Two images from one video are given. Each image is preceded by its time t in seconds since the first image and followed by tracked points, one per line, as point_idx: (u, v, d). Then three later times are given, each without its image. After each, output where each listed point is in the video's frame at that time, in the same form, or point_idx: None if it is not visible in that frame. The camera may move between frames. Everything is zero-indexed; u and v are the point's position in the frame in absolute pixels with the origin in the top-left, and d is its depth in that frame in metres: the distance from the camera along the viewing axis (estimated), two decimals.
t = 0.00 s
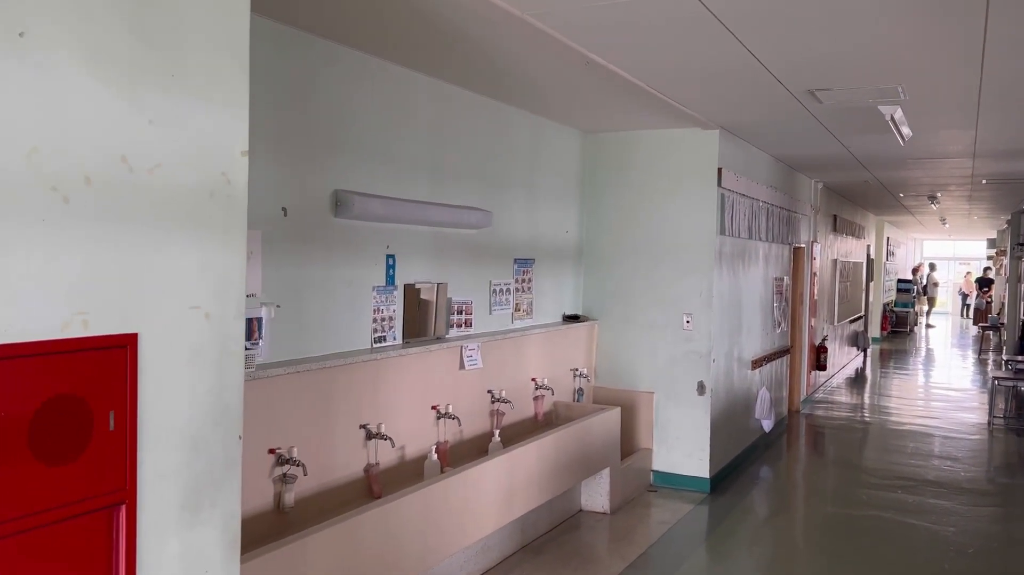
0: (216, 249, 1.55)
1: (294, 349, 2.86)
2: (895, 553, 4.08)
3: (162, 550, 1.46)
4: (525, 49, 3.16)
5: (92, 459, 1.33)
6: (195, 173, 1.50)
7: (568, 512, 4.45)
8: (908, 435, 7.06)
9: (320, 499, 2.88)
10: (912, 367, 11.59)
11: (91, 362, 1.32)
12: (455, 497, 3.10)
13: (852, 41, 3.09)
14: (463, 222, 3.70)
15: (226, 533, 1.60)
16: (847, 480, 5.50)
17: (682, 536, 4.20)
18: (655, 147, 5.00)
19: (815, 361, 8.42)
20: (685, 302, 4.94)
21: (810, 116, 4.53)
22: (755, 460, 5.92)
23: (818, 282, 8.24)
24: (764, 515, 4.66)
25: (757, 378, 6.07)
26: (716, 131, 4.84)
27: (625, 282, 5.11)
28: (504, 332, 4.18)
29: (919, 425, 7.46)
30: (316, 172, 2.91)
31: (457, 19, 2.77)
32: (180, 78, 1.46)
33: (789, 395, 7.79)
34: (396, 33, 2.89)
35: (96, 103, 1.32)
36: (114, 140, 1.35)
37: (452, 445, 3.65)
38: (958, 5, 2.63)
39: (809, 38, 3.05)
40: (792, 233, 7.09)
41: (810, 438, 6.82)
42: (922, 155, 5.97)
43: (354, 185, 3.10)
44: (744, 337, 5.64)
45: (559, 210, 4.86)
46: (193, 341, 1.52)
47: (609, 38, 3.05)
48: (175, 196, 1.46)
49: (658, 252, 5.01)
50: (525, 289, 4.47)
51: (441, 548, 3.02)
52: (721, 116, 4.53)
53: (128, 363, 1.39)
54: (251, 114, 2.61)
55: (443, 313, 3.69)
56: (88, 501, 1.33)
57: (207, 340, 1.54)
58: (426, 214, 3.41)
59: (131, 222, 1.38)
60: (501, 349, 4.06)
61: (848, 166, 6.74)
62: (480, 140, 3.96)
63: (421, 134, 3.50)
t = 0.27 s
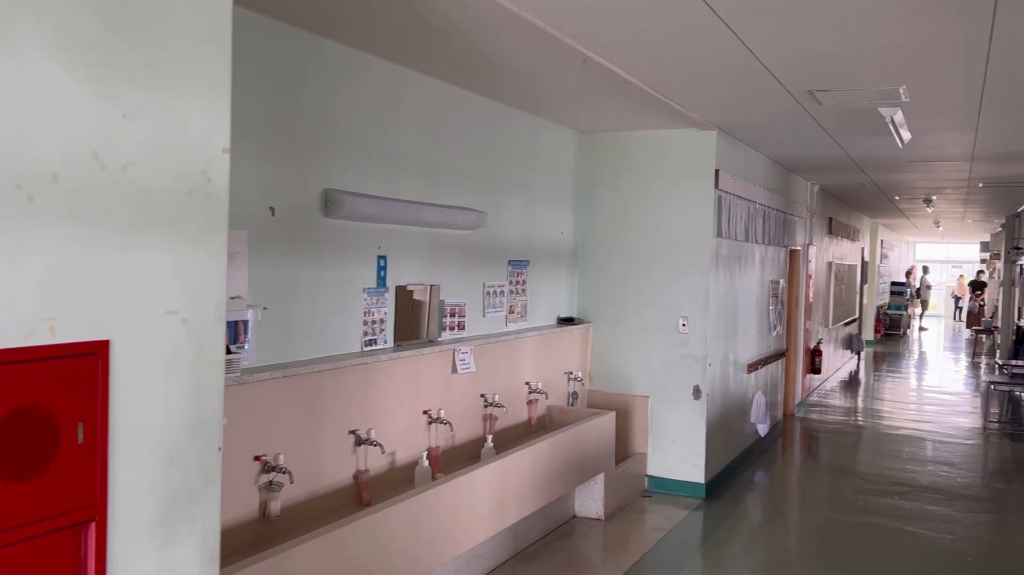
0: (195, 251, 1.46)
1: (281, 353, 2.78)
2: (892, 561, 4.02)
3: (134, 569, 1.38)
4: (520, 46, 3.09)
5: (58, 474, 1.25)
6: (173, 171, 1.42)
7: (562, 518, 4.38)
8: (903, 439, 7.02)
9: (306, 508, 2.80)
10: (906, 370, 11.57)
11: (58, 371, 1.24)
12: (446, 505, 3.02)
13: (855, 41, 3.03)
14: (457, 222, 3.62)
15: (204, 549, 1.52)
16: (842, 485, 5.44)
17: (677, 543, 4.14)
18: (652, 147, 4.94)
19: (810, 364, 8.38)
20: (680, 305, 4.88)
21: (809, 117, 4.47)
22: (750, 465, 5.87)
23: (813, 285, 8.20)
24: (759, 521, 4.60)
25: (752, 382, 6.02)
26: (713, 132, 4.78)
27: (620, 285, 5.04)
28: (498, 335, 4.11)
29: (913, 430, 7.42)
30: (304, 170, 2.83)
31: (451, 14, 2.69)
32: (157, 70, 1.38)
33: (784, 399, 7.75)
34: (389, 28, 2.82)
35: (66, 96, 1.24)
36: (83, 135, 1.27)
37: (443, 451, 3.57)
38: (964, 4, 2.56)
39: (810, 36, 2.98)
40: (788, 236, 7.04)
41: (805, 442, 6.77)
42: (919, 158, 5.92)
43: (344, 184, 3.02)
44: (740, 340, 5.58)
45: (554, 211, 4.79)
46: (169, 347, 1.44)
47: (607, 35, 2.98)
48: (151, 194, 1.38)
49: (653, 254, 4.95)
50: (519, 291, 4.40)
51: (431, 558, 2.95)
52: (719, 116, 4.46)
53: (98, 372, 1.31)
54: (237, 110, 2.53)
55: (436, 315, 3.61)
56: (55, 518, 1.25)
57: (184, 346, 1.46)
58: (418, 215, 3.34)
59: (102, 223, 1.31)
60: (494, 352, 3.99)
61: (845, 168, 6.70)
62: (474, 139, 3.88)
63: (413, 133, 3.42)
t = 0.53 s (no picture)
0: (174, 248, 1.39)
1: (266, 354, 2.71)
2: (884, 567, 3.99)
3: None
4: (512, 42, 3.03)
5: (25, 481, 1.17)
6: (150, 163, 1.34)
7: (551, 522, 4.33)
8: (892, 443, 7.02)
9: (291, 512, 2.73)
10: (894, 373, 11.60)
11: (26, 372, 1.17)
12: (434, 510, 2.96)
13: (852, 42, 3.00)
14: (447, 222, 3.57)
15: (183, 560, 1.43)
16: (833, 489, 5.42)
17: (667, 548, 4.09)
18: (643, 148, 4.90)
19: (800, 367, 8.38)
20: (671, 307, 4.84)
21: (803, 119, 4.44)
22: (740, 468, 5.84)
23: (803, 288, 8.20)
24: (751, 525, 4.57)
25: (743, 385, 5.99)
26: (706, 133, 4.74)
27: (611, 286, 5.00)
28: (487, 336, 4.06)
29: (903, 434, 7.42)
30: (291, 166, 2.76)
31: (443, 8, 2.63)
32: (133, 57, 1.31)
33: (774, 401, 7.73)
34: (379, 23, 2.76)
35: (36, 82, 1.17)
36: (52, 123, 1.20)
37: (432, 454, 3.51)
38: (965, 4, 2.52)
39: (807, 36, 2.94)
40: (779, 238, 7.03)
41: (795, 445, 6.76)
42: (911, 161, 5.91)
43: (331, 182, 2.96)
44: (731, 342, 5.55)
45: (545, 212, 4.74)
46: (146, 348, 1.36)
47: (602, 32, 2.93)
48: (127, 186, 1.31)
49: (645, 256, 4.91)
50: (509, 291, 4.35)
51: (418, 564, 2.88)
52: (713, 117, 4.43)
53: (68, 373, 1.23)
54: (221, 103, 2.46)
55: (425, 316, 3.56)
56: (20, 528, 1.17)
57: (163, 347, 1.38)
58: (408, 213, 3.28)
59: (73, 216, 1.23)
60: (484, 354, 3.93)
61: (836, 171, 6.69)
62: (464, 138, 3.83)
63: (403, 130, 3.36)
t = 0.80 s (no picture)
0: (152, 244, 1.34)
1: (247, 354, 2.67)
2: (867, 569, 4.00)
3: None
4: (498, 40, 3.00)
5: None
6: (127, 158, 1.30)
7: (535, 524, 4.32)
8: (875, 445, 7.06)
9: (271, 515, 2.69)
10: (877, 376, 11.70)
11: None
12: (416, 512, 2.93)
13: (837, 46, 3.01)
14: (431, 222, 3.54)
15: (159, 564, 1.39)
16: (816, 491, 5.44)
17: (651, 550, 4.08)
18: (629, 149, 4.90)
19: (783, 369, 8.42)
20: (656, 308, 4.84)
21: (788, 121, 4.45)
22: (725, 470, 5.85)
23: (787, 290, 8.24)
24: (734, 527, 4.57)
25: (727, 387, 6.01)
26: (692, 135, 4.75)
27: (596, 287, 4.99)
28: (472, 337, 4.03)
29: (885, 436, 7.46)
30: (272, 165, 2.73)
31: (427, 5, 2.61)
32: (108, 50, 1.27)
33: (758, 403, 7.76)
34: (363, 20, 2.73)
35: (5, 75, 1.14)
36: (23, 117, 1.17)
37: (415, 456, 3.48)
38: (950, 9, 2.53)
39: (793, 39, 2.94)
40: (764, 240, 7.06)
41: (779, 447, 6.78)
42: (894, 164, 5.95)
43: (313, 180, 2.92)
44: (715, 344, 5.56)
45: (531, 213, 4.73)
46: (121, 348, 1.32)
47: (588, 32, 2.92)
48: (102, 182, 1.27)
49: (631, 257, 4.90)
50: (494, 292, 4.33)
51: (400, 567, 2.85)
52: (698, 119, 4.43)
53: (39, 374, 1.19)
54: (200, 99, 2.42)
55: (409, 316, 3.53)
56: None
57: (138, 348, 1.34)
58: (392, 213, 3.25)
59: (44, 212, 1.20)
60: (468, 355, 3.91)
61: (821, 174, 6.72)
62: (449, 137, 3.81)
63: (386, 129, 3.33)
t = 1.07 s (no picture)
0: (132, 244, 1.32)
1: (229, 355, 2.64)
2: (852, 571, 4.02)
3: None
4: (486, 39, 2.99)
5: None
6: (108, 156, 1.28)
7: (520, 526, 4.31)
8: (857, 447, 7.11)
9: (252, 518, 2.66)
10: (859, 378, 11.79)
11: None
12: (399, 515, 2.91)
13: (823, 50, 3.03)
14: (417, 222, 3.52)
15: (137, 568, 1.36)
16: (800, 493, 5.47)
17: (636, 552, 4.09)
18: (616, 151, 4.90)
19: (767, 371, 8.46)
20: (642, 310, 4.85)
21: (774, 125, 4.48)
22: (709, 472, 5.87)
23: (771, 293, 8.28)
24: (718, 529, 4.58)
25: (712, 389, 6.03)
26: (678, 137, 4.76)
27: (582, 289, 4.99)
28: (457, 338, 4.02)
29: (868, 438, 7.52)
30: (256, 164, 2.70)
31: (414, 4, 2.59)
32: (91, 43, 1.25)
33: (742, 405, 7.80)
34: (349, 18, 2.71)
35: None
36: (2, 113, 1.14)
37: (399, 458, 3.46)
38: (934, 14, 2.55)
39: (780, 42, 2.95)
40: (749, 243, 7.09)
41: (763, 449, 6.82)
42: (878, 168, 6.00)
43: (298, 180, 2.90)
44: (700, 346, 5.57)
45: (517, 214, 4.72)
46: (99, 349, 1.29)
47: (576, 33, 2.92)
48: (81, 180, 1.25)
49: (617, 259, 4.91)
50: (480, 294, 4.31)
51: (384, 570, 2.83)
52: (685, 121, 4.45)
53: (15, 375, 1.17)
54: (183, 97, 2.39)
55: (394, 317, 3.50)
56: None
57: (117, 349, 1.32)
58: (377, 213, 3.23)
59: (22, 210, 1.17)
60: (453, 356, 3.89)
61: (806, 177, 6.77)
62: (435, 138, 3.79)
63: (372, 129, 3.31)
